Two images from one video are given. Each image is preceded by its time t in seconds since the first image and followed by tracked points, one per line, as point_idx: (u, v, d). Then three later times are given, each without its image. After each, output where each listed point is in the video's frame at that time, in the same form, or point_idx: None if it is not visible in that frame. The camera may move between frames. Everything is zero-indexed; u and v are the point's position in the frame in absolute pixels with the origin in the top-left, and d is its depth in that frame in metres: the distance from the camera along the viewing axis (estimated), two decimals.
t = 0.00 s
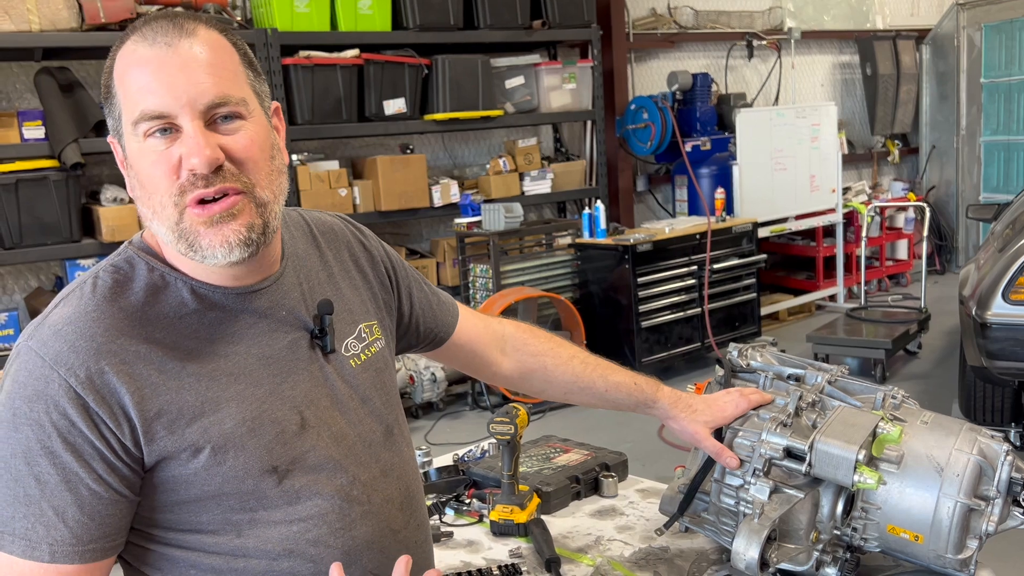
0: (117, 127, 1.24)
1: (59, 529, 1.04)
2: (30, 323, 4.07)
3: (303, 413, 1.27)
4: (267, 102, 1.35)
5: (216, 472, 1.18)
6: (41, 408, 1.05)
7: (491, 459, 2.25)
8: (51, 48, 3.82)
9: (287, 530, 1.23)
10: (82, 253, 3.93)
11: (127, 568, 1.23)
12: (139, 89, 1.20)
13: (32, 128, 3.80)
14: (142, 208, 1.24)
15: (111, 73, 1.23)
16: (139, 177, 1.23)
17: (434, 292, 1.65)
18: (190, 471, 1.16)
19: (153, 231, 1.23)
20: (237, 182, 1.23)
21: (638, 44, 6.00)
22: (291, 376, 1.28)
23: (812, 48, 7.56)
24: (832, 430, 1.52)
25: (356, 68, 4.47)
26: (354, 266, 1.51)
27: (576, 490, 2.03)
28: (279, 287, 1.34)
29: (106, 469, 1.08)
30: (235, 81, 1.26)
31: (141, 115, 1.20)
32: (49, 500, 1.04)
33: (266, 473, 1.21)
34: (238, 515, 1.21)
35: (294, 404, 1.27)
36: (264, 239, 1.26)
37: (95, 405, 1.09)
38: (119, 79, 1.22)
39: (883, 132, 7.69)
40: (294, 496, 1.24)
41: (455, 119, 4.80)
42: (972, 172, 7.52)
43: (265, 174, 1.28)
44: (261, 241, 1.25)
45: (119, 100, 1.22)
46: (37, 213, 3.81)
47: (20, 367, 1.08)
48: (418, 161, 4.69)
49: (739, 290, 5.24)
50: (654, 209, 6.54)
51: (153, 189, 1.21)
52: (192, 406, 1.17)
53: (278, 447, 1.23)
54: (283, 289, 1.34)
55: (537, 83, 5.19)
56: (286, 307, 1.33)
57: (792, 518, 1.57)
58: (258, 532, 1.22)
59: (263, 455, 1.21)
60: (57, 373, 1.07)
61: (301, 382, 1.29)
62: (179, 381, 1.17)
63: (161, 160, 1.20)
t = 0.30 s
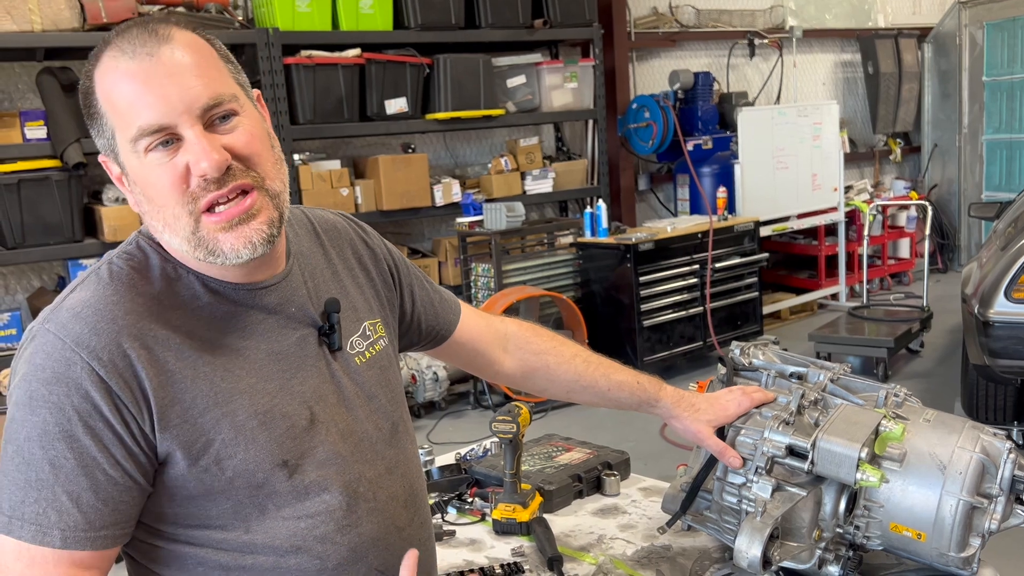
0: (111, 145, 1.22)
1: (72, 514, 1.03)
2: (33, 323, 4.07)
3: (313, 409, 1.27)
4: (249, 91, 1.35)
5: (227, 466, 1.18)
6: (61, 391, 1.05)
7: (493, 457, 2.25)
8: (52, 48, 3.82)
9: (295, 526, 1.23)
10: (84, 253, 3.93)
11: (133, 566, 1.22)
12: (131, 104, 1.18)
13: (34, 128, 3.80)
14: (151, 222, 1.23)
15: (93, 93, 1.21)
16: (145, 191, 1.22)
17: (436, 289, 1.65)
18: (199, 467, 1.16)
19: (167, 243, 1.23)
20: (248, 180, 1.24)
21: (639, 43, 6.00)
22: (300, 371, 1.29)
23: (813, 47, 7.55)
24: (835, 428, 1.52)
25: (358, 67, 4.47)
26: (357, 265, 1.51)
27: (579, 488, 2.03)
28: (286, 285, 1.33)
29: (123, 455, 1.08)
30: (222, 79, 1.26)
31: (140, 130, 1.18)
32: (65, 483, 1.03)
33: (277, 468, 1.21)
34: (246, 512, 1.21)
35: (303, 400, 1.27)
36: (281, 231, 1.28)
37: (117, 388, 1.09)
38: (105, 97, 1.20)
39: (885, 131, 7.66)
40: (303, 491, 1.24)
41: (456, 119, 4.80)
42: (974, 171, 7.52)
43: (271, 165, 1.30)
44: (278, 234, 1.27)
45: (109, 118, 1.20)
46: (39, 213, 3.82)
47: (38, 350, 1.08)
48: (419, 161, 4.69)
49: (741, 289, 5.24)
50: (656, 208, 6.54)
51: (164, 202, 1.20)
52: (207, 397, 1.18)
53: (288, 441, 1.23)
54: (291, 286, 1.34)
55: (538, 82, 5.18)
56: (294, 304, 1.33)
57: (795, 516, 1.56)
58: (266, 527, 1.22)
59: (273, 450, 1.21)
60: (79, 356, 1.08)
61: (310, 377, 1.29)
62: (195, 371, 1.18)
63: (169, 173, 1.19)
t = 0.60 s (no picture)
0: (107, 153, 1.21)
1: (65, 515, 1.03)
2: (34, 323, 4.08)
3: (313, 407, 1.27)
4: (239, 90, 1.35)
5: (226, 464, 1.18)
6: (56, 391, 1.05)
7: (494, 456, 2.25)
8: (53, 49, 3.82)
9: (295, 526, 1.24)
10: (85, 252, 3.94)
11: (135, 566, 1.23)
12: (126, 112, 1.18)
13: (34, 128, 3.81)
14: (150, 229, 1.23)
15: (85, 101, 1.20)
16: (144, 198, 1.21)
17: (436, 286, 1.65)
18: (197, 466, 1.16)
19: (167, 249, 1.22)
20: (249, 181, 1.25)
21: (640, 42, 6.00)
22: (300, 369, 1.29)
23: (814, 45, 7.54)
24: (835, 427, 1.51)
25: (358, 67, 4.47)
26: (357, 263, 1.51)
27: (579, 487, 2.03)
28: (286, 283, 1.34)
29: (119, 456, 1.08)
30: (215, 80, 1.26)
31: (138, 137, 1.18)
32: (59, 484, 1.03)
33: (277, 466, 1.21)
34: (246, 511, 1.21)
35: (304, 398, 1.27)
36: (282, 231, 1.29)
37: (114, 390, 1.09)
38: (99, 105, 1.19)
39: (886, 129, 7.66)
40: (303, 489, 1.24)
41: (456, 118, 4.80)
42: (975, 170, 7.52)
43: (267, 165, 1.31)
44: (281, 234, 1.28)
45: (104, 127, 1.19)
46: (40, 213, 3.82)
47: (36, 349, 1.08)
48: (420, 160, 4.69)
49: (741, 289, 5.24)
50: (656, 206, 6.54)
51: (166, 208, 1.20)
52: (205, 396, 1.17)
53: (288, 440, 1.23)
54: (290, 285, 1.34)
55: (539, 81, 5.18)
56: (294, 302, 1.33)
57: (796, 515, 1.56)
58: (265, 526, 1.22)
59: (274, 448, 1.21)
60: (77, 356, 1.08)
61: (309, 375, 1.29)
62: (194, 373, 1.17)
63: (169, 178, 1.19)
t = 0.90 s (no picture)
0: (133, 144, 1.20)
1: (100, 520, 1.04)
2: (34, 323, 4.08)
3: (321, 406, 1.28)
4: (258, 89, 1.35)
5: (236, 462, 1.18)
6: (79, 402, 1.05)
7: (494, 455, 2.25)
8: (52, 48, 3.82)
9: (301, 523, 1.23)
10: (85, 252, 3.94)
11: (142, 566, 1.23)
12: (161, 104, 1.17)
13: (34, 128, 3.81)
14: (174, 221, 1.22)
15: (115, 91, 1.19)
16: (171, 191, 1.21)
17: (432, 290, 1.66)
18: (209, 463, 1.16)
19: (191, 242, 1.22)
20: (279, 176, 1.26)
21: (639, 40, 5.99)
22: (309, 367, 1.29)
23: (813, 44, 7.54)
24: (835, 424, 1.52)
25: (358, 66, 4.47)
26: (358, 266, 1.52)
27: (579, 486, 2.03)
28: (295, 280, 1.35)
29: (144, 461, 1.09)
30: (245, 77, 1.27)
31: (172, 128, 1.17)
32: (92, 492, 1.04)
33: (284, 464, 1.21)
34: (252, 510, 1.21)
35: (312, 396, 1.27)
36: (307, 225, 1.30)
37: (133, 397, 1.09)
38: (132, 96, 1.18)
39: (885, 127, 7.67)
40: (309, 487, 1.24)
41: (456, 117, 4.80)
42: (975, 167, 7.52)
43: (292, 161, 1.32)
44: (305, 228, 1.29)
45: (135, 117, 1.18)
46: (40, 213, 3.82)
47: (50, 360, 1.07)
48: (419, 159, 4.69)
49: (741, 287, 5.24)
50: (656, 205, 6.54)
51: (196, 200, 1.20)
52: (220, 397, 1.17)
53: (297, 439, 1.23)
54: (296, 284, 1.35)
55: (538, 80, 5.18)
56: (300, 300, 1.34)
57: (795, 512, 1.56)
58: (270, 524, 1.22)
59: (281, 446, 1.21)
60: (94, 367, 1.07)
61: (317, 373, 1.29)
62: (207, 374, 1.17)
63: (201, 171, 1.19)
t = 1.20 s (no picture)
0: (144, 130, 1.21)
1: (85, 521, 1.04)
2: (34, 324, 4.08)
3: (319, 406, 1.28)
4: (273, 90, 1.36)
5: (234, 462, 1.18)
6: (69, 399, 1.05)
7: (493, 455, 2.25)
8: (50, 49, 3.82)
9: (300, 524, 1.24)
10: (84, 253, 3.94)
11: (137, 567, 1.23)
12: (177, 91, 1.18)
13: (32, 129, 3.81)
14: (178, 209, 1.22)
15: (133, 75, 1.20)
16: (177, 178, 1.21)
17: (431, 292, 1.66)
18: (206, 463, 1.16)
19: (192, 233, 1.22)
20: (287, 172, 1.26)
21: (638, 39, 6.00)
22: (306, 368, 1.29)
23: (812, 42, 7.54)
24: (832, 423, 1.52)
25: (356, 66, 4.47)
26: (358, 267, 1.52)
27: (579, 484, 2.03)
28: (293, 280, 1.35)
29: (134, 461, 1.08)
30: (263, 75, 1.28)
31: (186, 115, 1.18)
32: (76, 492, 1.03)
33: (283, 465, 1.22)
34: (251, 510, 1.21)
35: (310, 396, 1.27)
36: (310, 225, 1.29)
37: (126, 397, 1.09)
38: (150, 81, 1.19)
39: (884, 125, 7.68)
40: (308, 487, 1.24)
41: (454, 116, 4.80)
42: (973, 165, 7.52)
43: (302, 162, 1.32)
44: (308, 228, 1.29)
45: (150, 102, 1.19)
46: (38, 214, 3.82)
47: (43, 358, 1.07)
48: (418, 159, 4.69)
49: (740, 285, 5.25)
50: (655, 204, 6.54)
51: (201, 189, 1.20)
52: (216, 395, 1.17)
53: (295, 438, 1.23)
54: (295, 284, 1.35)
55: (536, 79, 5.18)
56: (298, 301, 1.34)
57: (793, 510, 1.57)
58: (270, 525, 1.22)
59: (280, 446, 1.21)
60: (87, 365, 1.07)
61: (315, 373, 1.29)
62: (202, 374, 1.17)
63: (210, 160, 1.19)
